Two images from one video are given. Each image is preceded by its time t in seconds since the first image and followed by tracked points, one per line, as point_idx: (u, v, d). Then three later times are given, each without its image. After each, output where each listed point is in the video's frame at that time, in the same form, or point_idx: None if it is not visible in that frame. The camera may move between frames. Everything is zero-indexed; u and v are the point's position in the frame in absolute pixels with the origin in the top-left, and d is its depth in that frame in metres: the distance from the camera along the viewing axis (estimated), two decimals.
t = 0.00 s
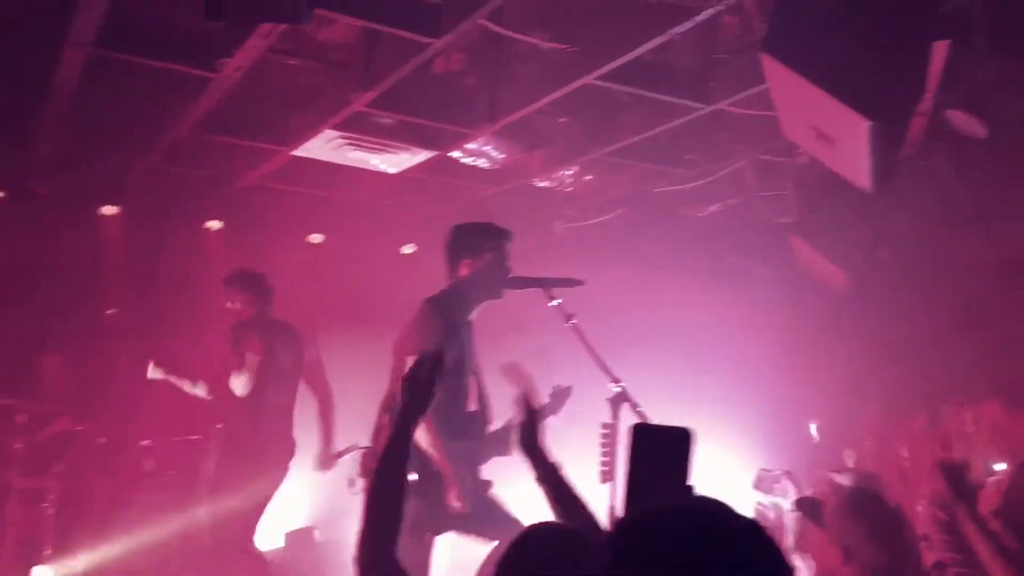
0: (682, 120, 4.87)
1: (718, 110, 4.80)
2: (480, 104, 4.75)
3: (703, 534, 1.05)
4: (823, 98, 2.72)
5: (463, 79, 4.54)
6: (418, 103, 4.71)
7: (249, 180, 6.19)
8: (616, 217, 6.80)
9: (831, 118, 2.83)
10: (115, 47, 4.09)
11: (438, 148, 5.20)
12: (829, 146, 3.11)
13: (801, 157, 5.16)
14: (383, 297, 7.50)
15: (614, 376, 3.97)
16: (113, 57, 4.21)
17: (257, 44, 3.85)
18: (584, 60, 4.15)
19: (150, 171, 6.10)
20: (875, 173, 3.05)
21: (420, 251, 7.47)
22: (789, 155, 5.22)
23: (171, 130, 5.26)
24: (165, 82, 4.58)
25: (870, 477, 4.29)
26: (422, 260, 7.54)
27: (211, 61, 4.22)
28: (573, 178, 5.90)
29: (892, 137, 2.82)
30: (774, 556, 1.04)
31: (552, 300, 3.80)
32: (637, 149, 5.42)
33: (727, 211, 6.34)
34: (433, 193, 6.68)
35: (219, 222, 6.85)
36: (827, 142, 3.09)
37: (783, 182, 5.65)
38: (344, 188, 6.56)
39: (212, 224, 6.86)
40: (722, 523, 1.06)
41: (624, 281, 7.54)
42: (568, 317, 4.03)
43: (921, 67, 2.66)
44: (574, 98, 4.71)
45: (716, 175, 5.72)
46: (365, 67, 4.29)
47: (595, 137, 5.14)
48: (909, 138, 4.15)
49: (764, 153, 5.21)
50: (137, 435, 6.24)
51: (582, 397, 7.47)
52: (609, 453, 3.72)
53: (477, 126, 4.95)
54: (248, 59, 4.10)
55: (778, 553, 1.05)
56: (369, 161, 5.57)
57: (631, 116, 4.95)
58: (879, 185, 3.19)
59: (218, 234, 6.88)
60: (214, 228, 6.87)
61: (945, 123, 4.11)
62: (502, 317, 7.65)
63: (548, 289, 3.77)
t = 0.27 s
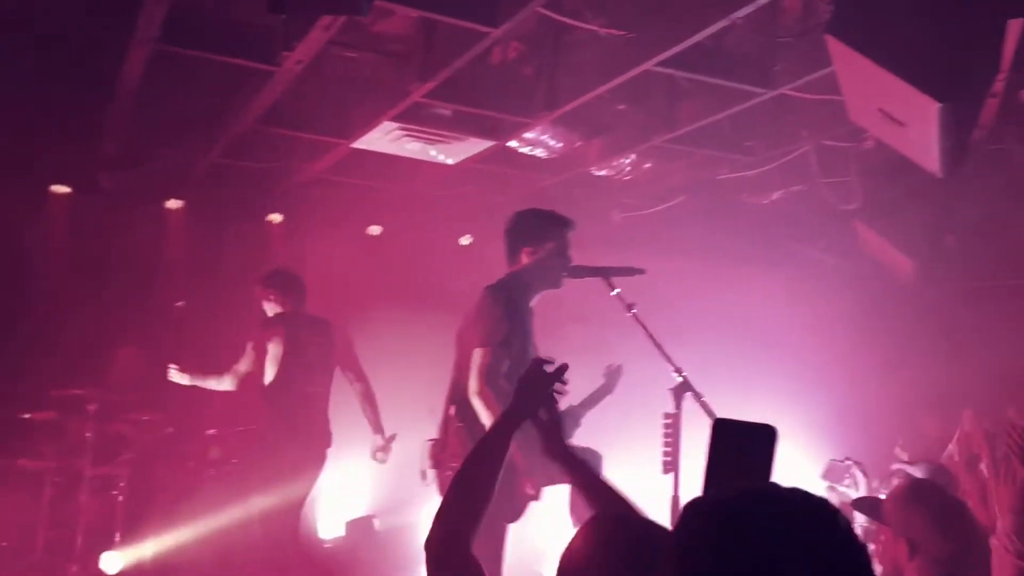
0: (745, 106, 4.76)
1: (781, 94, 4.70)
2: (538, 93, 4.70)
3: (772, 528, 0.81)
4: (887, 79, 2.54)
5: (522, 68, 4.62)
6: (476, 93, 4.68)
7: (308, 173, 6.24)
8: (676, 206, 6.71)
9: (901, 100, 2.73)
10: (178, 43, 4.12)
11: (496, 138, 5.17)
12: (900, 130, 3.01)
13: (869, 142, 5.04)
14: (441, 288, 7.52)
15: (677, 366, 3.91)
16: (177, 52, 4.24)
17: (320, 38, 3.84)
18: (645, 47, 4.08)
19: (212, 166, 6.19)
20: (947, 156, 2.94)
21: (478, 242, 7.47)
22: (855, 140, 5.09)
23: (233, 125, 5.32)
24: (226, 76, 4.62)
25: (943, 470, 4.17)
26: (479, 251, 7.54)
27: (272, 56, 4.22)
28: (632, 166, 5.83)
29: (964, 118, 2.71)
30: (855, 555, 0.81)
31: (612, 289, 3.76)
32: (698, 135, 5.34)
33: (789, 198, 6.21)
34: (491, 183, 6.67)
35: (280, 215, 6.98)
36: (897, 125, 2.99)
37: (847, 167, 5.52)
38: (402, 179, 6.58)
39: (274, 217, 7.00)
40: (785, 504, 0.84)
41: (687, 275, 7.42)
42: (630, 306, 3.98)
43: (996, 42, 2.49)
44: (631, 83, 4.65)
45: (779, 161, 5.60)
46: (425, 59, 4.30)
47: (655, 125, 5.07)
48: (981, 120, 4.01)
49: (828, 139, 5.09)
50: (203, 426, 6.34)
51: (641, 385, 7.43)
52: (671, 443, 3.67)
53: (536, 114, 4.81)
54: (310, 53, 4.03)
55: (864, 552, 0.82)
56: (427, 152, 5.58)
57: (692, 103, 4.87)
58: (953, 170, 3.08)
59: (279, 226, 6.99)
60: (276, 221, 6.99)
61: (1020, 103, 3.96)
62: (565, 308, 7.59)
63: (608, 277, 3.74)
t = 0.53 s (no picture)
0: (774, 98, 4.72)
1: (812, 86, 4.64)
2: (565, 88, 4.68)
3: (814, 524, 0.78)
4: (920, 68, 2.46)
5: (549, 63, 4.67)
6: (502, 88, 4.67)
7: (336, 170, 6.27)
8: (705, 199, 6.66)
9: (935, 91, 2.68)
10: (206, 40, 4.14)
11: (523, 133, 5.15)
12: (934, 121, 2.96)
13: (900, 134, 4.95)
14: (469, 284, 7.54)
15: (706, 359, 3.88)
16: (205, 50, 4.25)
17: (347, 33, 3.83)
18: (673, 40, 4.05)
19: (241, 162, 6.21)
20: (981, 147, 2.88)
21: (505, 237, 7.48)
22: (887, 131, 5.02)
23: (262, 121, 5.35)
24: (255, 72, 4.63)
25: (978, 467, 4.11)
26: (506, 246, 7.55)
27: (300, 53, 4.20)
28: (659, 161, 5.79)
29: (998, 109, 2.65)
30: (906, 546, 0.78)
31: (642, 284, 3.75)
32: (726, 129, 5.29)
33: (819, 191, 6.15)
34: (518, 177, 6.64)
35: (308, 210, 7.03)
36: (931, 116, 2.94)
37: (879, 159, 5.45)
38: (430, 174, 6.58)
39: (303, 213, 7.04)
40: (829, 496, 0.81)
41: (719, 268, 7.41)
42: (658, 300, 3.95)
43: None
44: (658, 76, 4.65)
45: (809, 154, 5.54)
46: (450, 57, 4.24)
47: (683, 118, 5.04)
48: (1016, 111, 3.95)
49: (858, 131, 5.02)
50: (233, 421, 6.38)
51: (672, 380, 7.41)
52: (701, 438, 3.65)
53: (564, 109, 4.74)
54: (338, 49, 4.03)
55: (914, 544, 0.79)
56: (455, 147, 5.58)
57: (721, 95, 4.83)
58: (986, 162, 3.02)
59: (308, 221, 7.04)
60: (305, 217, 7.05)
61: None
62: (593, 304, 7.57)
63: (637, 272, 3.72)
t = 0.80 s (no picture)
0: (779, 98, 4.71)
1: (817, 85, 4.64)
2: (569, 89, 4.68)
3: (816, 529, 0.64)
4: (924, 68, 2.45)
5: (554, 63, 4.67)
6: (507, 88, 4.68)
7: (341, 170, 6.27)
8: (710, 199, 6.65)
9: (939, 91, 2.68)
10: (211, 41, 4.15)
11: (528, 134, 5.15)
12: (939, 121, 2.95)
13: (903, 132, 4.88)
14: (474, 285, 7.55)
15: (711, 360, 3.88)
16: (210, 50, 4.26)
17: (351, 34, 3.83)
18: (677, 40, 4.04)
19: (247, 163, 6.22)
20: (986, 146, 2.87)
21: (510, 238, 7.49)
22: (892, 131, 5.02)
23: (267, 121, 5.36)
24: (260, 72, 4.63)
25: (983, 467, 4.11)
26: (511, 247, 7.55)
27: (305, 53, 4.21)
28: (664, 161, 5.79)
29: (1003, 108, 2.65)
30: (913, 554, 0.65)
31: (647, 284, 3.75)
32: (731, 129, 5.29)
33: (825, 190, 6.14)
34: (523, 177, 6.64)
35: (314, 211, 7.04)
36: (935, 116, 2.93)
37: (884, 159, 5.44)
38: (435, 175, 6.59)
39: (309, 214, 7.04)
40: (829, 492, 0.67)
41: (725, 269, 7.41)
42: (663, 300, 3.95)
43: None
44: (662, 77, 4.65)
45: (814, 153, 5.54)
46: (456, 57, 4.24)
47: (687, 118, 5.04)
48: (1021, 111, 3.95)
49: (863, 130, 5.02)
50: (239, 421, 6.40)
51: (679, 381, 7.39)
52: (705, 438, 3.65)
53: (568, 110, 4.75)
54: (343, 49, 4.03)
55: (909, 545, 0.65)
56: (459, 147, 5.58)
57: (725, 95, 4.83)
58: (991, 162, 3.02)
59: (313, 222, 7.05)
60: (310, 217, 7.05)
61: None
62: (599, 305, 7.56)
63: (643, 272, 3.72)
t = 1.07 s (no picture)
0: (770, 100, 4.73)
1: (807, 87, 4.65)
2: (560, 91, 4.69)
3: (815, 536, 0.61)
4: (914, 71, 2.46)
5: (545, 66, 4.68)
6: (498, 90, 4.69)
7: (331, 171, 6.26)
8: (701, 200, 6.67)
9: (928, 93, 2.70)
10: (202, 43, 4.14)
11: (519, 135, 5.16)
12: (928, 123, 2.97)
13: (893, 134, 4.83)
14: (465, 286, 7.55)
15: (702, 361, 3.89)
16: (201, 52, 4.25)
17: (343, 35, 3.83)
18: (668, 42, 4.06)
19: (237, 164, 6.20)
20: (975, 148, 2.90)
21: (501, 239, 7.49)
22: (882, 132, 5.04)
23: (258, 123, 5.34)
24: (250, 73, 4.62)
25: (972, 467, 4.14)
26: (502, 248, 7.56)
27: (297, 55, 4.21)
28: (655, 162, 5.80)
29: (992, 110, 2.67)
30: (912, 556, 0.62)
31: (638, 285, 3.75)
32: (721, 131, 5.30)
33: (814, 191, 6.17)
34: (514, 178, 6.63)
35: (304, 212, 7.02)
36: (925, 118, 2.95)
37: (873, 160, 5.46)
38: (426, 176, 6.58)
39: (299, 215, 7.02)
40: (833, 493, 0.64)
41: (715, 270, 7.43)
42: (654, 300, 3.95)
43: None
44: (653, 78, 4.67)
45: (804, 155, 5.56)
46: (448, 58, 4.24)
47: (677, 120, 5.06)
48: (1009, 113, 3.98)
49: (853, 132, 5.04)
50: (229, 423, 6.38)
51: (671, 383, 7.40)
52: (697, 439, 3.66)
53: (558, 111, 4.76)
54: (334, 51, 4.03)
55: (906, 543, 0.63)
56: (450, 148, 5.58)
57: (716, 96, 4.85)
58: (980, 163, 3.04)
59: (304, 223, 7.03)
60: (300, 219, 7.04)
61: None
62: (590, 306, 7.57)
63: (634, 273, 3.73)
